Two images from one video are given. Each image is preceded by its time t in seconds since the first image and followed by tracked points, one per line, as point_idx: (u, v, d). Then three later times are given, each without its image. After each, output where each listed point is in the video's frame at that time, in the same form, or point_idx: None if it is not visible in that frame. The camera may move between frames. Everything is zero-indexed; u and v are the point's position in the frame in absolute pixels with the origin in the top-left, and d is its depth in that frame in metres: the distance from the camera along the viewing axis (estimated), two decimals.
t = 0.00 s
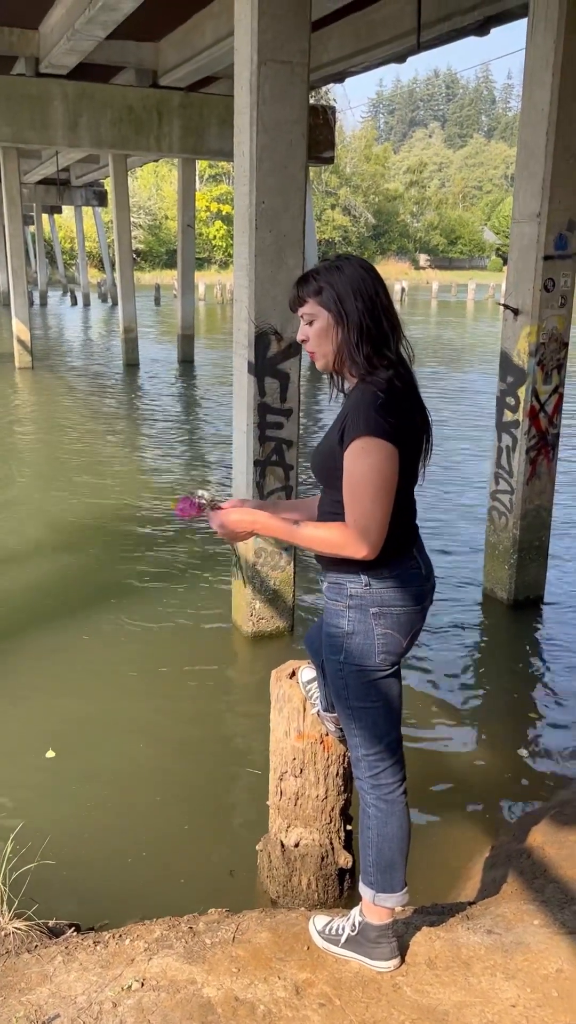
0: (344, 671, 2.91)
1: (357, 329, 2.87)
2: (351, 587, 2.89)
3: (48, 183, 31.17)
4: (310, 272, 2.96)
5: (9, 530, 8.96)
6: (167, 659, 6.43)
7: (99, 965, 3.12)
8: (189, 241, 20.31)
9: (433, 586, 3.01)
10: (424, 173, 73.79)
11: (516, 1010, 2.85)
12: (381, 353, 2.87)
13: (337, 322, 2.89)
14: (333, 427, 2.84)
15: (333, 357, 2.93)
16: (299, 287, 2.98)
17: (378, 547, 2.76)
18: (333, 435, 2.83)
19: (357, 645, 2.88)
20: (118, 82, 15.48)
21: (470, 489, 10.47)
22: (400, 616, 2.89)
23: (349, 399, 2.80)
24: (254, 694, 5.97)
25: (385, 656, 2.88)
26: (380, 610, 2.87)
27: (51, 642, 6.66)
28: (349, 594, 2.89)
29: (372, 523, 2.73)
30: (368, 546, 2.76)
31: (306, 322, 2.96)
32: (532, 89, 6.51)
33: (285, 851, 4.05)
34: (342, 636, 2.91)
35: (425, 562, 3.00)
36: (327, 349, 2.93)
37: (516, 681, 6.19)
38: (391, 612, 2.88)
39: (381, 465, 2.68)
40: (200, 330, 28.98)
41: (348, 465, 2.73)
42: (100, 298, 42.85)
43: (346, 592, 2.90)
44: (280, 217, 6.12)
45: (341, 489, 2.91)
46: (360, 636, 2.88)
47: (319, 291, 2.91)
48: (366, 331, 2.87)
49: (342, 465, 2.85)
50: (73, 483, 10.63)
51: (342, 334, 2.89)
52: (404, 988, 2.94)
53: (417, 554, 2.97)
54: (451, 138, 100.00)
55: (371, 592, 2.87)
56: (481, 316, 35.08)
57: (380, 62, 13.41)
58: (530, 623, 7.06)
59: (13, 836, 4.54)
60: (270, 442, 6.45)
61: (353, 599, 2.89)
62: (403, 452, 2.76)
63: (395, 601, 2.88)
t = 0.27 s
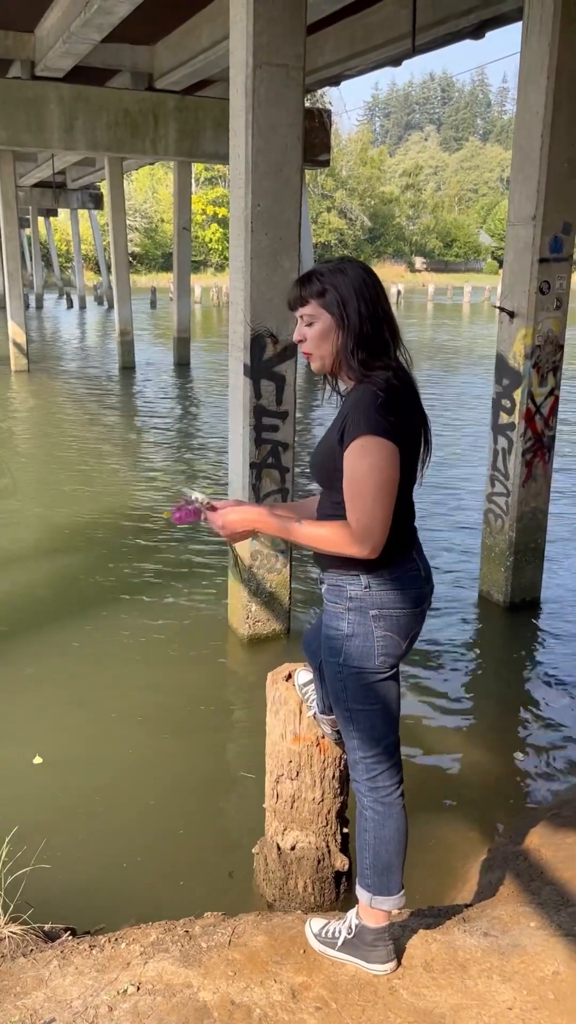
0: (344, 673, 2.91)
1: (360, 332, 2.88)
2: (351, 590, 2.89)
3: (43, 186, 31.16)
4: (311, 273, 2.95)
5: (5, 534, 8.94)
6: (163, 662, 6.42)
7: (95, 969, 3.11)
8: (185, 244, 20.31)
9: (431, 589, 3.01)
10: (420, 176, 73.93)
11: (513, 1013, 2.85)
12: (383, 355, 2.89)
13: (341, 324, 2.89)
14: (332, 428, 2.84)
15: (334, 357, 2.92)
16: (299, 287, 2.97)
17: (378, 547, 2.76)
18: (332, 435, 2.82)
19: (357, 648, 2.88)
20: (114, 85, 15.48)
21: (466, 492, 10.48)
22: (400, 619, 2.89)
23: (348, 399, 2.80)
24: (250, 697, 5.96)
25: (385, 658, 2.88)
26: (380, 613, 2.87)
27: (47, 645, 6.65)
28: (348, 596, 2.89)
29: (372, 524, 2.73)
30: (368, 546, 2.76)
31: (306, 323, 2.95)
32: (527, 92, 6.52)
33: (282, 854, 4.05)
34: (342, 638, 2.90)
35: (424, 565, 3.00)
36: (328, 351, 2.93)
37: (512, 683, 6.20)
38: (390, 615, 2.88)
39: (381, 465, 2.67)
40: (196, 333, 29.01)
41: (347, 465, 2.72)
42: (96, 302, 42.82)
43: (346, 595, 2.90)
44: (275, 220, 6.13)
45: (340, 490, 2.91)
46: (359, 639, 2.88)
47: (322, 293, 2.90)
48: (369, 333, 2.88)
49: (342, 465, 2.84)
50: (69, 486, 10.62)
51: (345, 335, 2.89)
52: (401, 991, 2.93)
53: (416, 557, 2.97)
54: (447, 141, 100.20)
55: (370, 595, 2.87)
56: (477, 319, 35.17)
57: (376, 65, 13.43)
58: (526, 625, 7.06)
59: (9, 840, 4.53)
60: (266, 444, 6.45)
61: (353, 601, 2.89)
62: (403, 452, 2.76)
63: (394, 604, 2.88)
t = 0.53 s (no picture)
0: (345, 672, 2.91)
1: (380, 336, 2.95)
2: (355, 590, 2.89)
3: (39, 186, 31.15)
4: (337, 267, 2.93)
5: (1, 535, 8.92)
6: (159, 663, 6.42)
7: (92, 970, 3.11)
8: (181, 246, 20.31)
9: (430, 592, 3.03)
10: (416, 176, 73.99)
11: (510, 1014, 2.85)
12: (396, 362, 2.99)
13: (367, 325, 2.93)
14: (337, 430, 2.82)
15: (359, 352, 2.93)
16: (325, 279, 2.93)
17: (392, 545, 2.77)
18: (338, 437, 2.81)
19: (360, 647, 2.88)
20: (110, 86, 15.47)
21: (462, 492, 10.49)
22: (402, 620, 2.90)
23: (355, 399, 2.79)
24: (247, 698, 5.96)
25: (387, 659, 2.88)
26: (382, 615, 2.88)
27: (43, 647, 6.64)
28: (352, 596, 2.89)
29: (385, 523, 2.74)
30: (382, 545, 2.77)
31: (331, 317, 2.92)
32: (522, 93, 6.53)
33: (279, 855, 4.05)
34: (345, 638, 2.90)
35: (422, 567, 3.02)
36: (351, 346, 2.93)
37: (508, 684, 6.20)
38: (394, 616, 2.88)
39: (392, 464, 2.69)
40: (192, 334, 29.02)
41: (358, 465, 2.73)
42: (92, 303, 42.80)
43: (350, 595, 2.90)
44: (271, 221, 6.13)
45: (345, 489, 2.91)
46: (362, 638, 2.87)
47: (353, 289, 2.90)
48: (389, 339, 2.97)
49: (348, 467, 2.84)
50: (65, 487, 10.61)
51: (367, 337, 2.94)
52: (398, 992, 2.93)
53: (415, 559, 2.99)
54: (442, 141, 100.22)
55: (375, 595, 2.87)
56: (473, 320, 35.24)
57: (372, 66, 13.44)
58: (523, 626, 7.07)
59: (5, 842, 4.52)
60: (262, 445, 6.45)
61: (356, 602, 2.89)
62: (410, 450, 2.78)
63: (396, 607, 2.89)
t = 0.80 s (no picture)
0: (343, 669, 2.90)
1: (384, 334, 2.98)
2: (357, 589, 2.89)
3: (35, 187, 31.13)
4: (340, 266, 2.94)
5: None
6: (156, 664, 6.41)
7: (88, 971, 3.11)
8: (177, 246, 20.31)
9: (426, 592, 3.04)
10: (412, 177, 74.04)
11: (506, 1013, 2.85)
12: (398, 361, 3.02)
13: (372, 323, 2.95)
14: (345, 430, 2.81)
15: (365, 350, 2.94)
16: (330, 278, 2.93)
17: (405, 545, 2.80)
18: (347, 437, 2.80)
19: (360, 646, 2.88)
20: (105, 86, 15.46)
21: (458, 492, 10.50)
22: (401, 620, 2.91)
23: (365, 399, 2.78)
24: (243, 698, 5.96)
25: (386, 658, 2.89)
26: (383, 616, 2.88)
27: (39, 648, 6.63)
28: (354, 595, 2.89)
29: (399, 524, 2.76)
30: (397, 545, 2.79)
31: (337, 316, 2.93)
32: (517, 93, 6.55)
33: (276, 855, 4.05)
34: (345, 636, 2.90)
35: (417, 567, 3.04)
36: (356, 343, 2.94)
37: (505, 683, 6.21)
38: (394, 616, 2.89)
39: (404, 465, 2.71)
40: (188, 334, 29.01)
41: (369, 468, 2.74)
42: (88, 303, 42.76)
43: (352, 594, 2.90)
44: (267, 221, 6.13)
45: (351, 491, 2.91)
46: (363, 637, 2.88)
47: (359, 288, 2.92)
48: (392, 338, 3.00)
49: (358, 468, 2.84)
50: (61, 487, 10.61)
51: (372, 335, 2.96)
52: (395, 991, 2.94)
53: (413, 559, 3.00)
54: (438, 142, 100.30)
55: (376, 595, 2.88)
56: (469, 320, 35.28)
57: (367, 66, 13.45)
58: (519, 626, 7.08)
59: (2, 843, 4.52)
60: (258, 445, 6.45)
61: (358, 601, 2.89)
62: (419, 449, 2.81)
63: (397, 609, 2.90)
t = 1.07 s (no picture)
0: (336, 669, 2.91)
1: (384, 331, 2.98)
2: (350, 588, 2.90)
3: (30, 186, 31.12)
4: (339, 264, 2.94)
5: None
6: (152, 663, 6.41)
7: (84, 970, 3.11)
8: (172, 245, 20.30)
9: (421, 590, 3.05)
10: (408, 176, 74.06)
11: (500, 1009, 2.86)
12: (398, 358, 3.03)
13: (372, 320, 2.95)
14: (344, 430, 2.82)
15: (363, 348, 2.94)
16: (329, 276, 2.93)
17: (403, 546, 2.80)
18: (346, 437, 2.81)
19: (353, 645, 2.89)
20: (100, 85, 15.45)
21: (454, 491, 10.52)
22: (395, 619, 2.91)
23: (364, 398, 2.79)
24: (239, 697, 5.96)
25: (379, 657, 2.89)
26: (376, 615, 2.89)
27: (34, 647, 6.63)
28: (347, 594, 2.90)
29: (397, 524, 2.76)
30: (395, 545, 2.78)
31: (336, 314, 2.93)
32: (512, 93, 6.55)
33: (271, 854, 4.06)
34: (339, 635, 2.90)
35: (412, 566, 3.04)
36: (354, 342, 2.95)
37: (500, 682, 6.22)
38: (388, 615, 2.90)
39: (403, 466, 2.71)
40: (184, 333, 29.03)
41: (369, 468, 2.74)
42: (83, 303, 42.76)
43: (345, 593, 2.90)
44: (262, 220, 6.13)
45: (349, 490, 2.91)
46: (356, 636, 2.88)
47: (357, 287, 2.92)
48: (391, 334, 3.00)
49: (356, 468, 2.84)
50: (57, 487, 10.61)
51: (371, 333, 2.96)
52: (389, 988, 2.94)
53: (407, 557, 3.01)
54: (433, 141, 100.38)
55: (370, 594, 2.88)
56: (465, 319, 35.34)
57: (362, 65, 13.45)
58: (515, 624, 7.09)
59: None
60: (253, 444, 6.45)
61: (351, 600, 2.89)
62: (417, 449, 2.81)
63: (390, 608, 2.90)
